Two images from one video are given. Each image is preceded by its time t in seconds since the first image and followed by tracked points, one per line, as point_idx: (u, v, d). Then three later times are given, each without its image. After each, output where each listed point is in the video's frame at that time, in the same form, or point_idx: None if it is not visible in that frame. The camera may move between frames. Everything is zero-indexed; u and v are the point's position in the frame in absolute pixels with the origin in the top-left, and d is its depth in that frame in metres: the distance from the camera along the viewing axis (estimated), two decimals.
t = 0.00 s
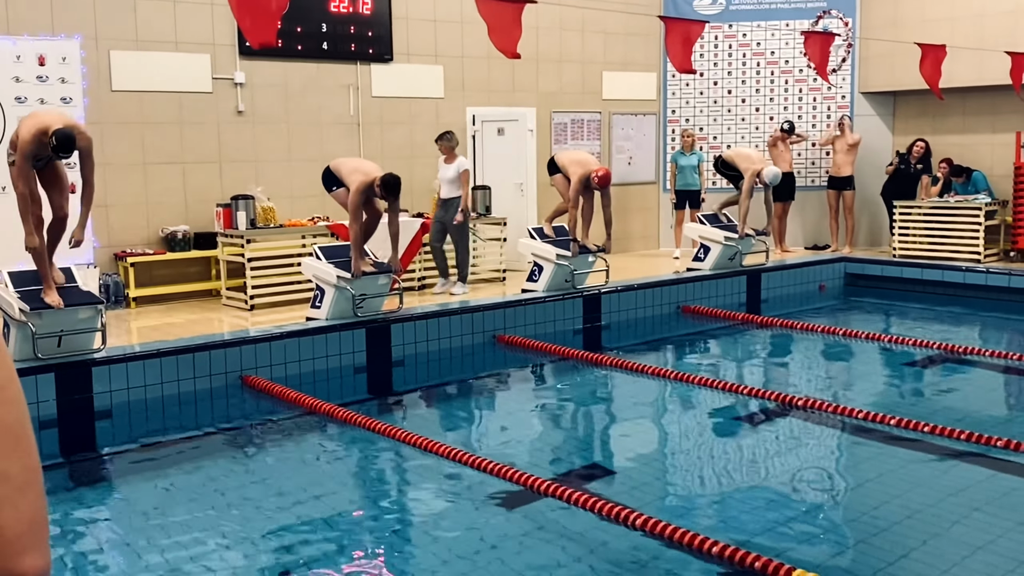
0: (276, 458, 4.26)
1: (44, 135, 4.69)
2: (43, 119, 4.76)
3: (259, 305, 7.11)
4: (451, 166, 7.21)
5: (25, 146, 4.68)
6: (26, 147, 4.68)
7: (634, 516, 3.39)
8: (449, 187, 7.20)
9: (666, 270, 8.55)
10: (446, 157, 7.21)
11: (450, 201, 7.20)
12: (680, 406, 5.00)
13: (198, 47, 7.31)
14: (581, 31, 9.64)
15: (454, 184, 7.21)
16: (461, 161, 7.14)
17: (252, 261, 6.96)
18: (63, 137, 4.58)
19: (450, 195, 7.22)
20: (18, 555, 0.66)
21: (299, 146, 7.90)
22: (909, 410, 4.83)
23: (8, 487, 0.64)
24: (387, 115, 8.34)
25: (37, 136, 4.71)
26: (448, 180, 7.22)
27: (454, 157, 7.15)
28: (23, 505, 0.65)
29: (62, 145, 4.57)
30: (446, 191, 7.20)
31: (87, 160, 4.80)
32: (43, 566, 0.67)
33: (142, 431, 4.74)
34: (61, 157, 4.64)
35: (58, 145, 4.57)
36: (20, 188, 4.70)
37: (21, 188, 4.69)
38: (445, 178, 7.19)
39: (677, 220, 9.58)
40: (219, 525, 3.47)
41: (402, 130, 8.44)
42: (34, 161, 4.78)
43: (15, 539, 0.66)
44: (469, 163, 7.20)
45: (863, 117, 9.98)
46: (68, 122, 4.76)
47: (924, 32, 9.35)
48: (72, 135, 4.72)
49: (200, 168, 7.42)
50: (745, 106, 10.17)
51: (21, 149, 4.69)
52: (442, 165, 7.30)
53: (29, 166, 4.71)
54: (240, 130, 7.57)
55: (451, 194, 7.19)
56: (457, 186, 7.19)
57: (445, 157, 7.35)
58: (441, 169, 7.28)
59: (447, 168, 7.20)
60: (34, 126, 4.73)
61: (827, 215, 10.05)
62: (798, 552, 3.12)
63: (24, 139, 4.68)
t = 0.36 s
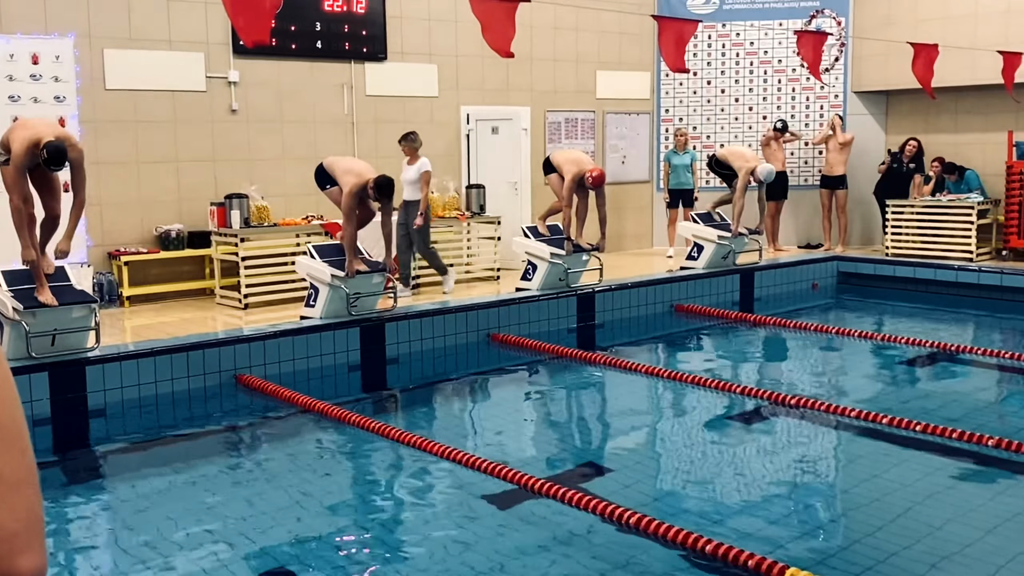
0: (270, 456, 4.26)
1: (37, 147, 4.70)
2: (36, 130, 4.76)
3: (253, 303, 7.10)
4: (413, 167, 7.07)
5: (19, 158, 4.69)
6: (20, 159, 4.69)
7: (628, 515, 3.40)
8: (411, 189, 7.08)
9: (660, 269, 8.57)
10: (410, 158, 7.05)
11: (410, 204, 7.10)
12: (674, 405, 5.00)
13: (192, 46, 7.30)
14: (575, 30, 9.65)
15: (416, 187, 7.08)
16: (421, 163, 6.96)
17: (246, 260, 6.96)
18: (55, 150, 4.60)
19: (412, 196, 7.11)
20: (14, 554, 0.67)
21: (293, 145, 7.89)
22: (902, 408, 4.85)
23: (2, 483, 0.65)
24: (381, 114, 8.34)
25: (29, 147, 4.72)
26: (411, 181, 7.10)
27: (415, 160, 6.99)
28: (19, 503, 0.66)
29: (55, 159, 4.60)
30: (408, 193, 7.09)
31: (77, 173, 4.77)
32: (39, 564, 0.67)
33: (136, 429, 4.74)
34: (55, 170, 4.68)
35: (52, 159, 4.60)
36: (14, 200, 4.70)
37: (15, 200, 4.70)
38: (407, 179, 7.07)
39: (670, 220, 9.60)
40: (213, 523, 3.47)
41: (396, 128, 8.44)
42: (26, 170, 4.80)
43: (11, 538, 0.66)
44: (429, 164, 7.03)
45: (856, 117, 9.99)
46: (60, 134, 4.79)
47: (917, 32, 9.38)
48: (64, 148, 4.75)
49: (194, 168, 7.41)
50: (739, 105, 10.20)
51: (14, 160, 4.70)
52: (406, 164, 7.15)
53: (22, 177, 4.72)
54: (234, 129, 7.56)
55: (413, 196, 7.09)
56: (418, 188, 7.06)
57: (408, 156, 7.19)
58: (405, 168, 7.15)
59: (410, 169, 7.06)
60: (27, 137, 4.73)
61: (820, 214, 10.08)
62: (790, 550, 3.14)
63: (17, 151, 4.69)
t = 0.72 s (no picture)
0: (266, 456, 4.26)
1: (35, 168, 4.68)
2: (33, 149, 4.73)
3: (249, 303, 7.09)
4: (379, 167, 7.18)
5: (15, 179, 4.66)
6: (17, 180, 4.66)
7: (625, 514, 3.40)
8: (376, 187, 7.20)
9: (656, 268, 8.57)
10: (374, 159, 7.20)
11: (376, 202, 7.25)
12: (670, 404, 5.01)
13: (188, 45, 7.29)
14: (571, 29, 9.65)
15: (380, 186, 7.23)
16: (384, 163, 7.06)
17: (242, 259, 6.95)
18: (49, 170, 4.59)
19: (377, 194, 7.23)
20: (17, 553, 0.66)
21: (289, 144, 7.89)
22: (897, 408, 4.86)
23: (7, 482, 0.65)
24: (377, 113, 8.33)
25: (27, 168, 4.69)
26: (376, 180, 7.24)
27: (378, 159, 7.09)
28: (19, 503, 0.66)
29: (51, 180, 4.59)
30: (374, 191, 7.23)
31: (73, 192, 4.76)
32: (43, 564, 0.67)
33: (132, 428, 4.73)
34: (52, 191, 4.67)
35: (48, 180, 4.59)
36: (13, 221, 4.68)
37: (14, 221, 4.68)
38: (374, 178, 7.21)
39: (667, 219, 9.60)
40: (209, 523, 3.47)
41: (392, 127, 8.44)
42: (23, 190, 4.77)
43: (14, 536, 0.66)
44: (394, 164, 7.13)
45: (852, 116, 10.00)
46: (56, 154, 4.77)
47: (913, 32, 9.39)
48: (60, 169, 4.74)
49: (190, 167, 7.40)
50: (735, 105, 10.20)
51: (12, 181, 4.66)
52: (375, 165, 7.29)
53: (20, 199, 4.69)
54: (230, 128, 7.55)
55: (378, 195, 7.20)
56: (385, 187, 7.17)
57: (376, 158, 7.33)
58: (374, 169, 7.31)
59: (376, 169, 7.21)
60: (24, 156, 4.70)
61: (815, 213, 10.09)
62: (786, 550, 3.14)
63: (15, 172, 4.66)
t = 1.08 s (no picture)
0: (264, 456, 4.26)
1: (37, 184, 4.69)
2: (35, 165, 4.74)
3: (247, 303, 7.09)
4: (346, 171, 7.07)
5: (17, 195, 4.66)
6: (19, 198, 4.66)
7: (623, 515, 3.41)
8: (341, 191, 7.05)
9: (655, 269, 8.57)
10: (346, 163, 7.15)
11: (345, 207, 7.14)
12: (668, 405, 5.01)
13: (187, 45, 7.29)
14: (571, 30, 9.66)
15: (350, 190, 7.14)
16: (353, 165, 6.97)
17: (240, 259, 6.95)
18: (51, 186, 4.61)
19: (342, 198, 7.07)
20: (22, 553, 0.67)
21: (288, 144, 7.88)
22: (896, 409, 4.87)
23: (11, 481, 0.65)
24: (376, 113, 8.34)
25: (29, 184, 4.70)
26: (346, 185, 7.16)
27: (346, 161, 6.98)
28: (24, 503, 0.66)
29: (51, 197, 4.62)
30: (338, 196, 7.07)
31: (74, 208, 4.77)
32: (48, 564, 0.68)
33: (131, 428, 4.73)
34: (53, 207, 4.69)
35: (49, 197, 4.61)
36: (14, 237, 4.66)
37: (15, 237, 4.66)
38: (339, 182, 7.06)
39: (665, 220, 9.60)
40: (208, 523, 3.47)
41: (391, 127, 8.44)
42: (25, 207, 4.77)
43: (19, 536, 0.66)
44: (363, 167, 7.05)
45: (849, 118, 10.03)
46: (58, 170, 4.78)
47: (912, 33, 9.39)
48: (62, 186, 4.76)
49: (189, 167, 7.40)
50: (734, 106, 10.20)
51: (14, 198, 4.67)
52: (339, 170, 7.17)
53: (22, 215, 4.68)
54: (229, 128, 7.55)
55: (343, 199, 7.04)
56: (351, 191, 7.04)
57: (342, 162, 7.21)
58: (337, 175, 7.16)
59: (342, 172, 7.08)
60: (27, 172, 4.71)
61: (814, 214, 10.10)
62: (785, 550, 3.14)
63: (16, 187, 4.67)
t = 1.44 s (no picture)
0: (264, 455, 4.26)
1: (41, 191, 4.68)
2: (37, 172, 4.73)
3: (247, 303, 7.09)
4: (306, 171, 6.75)
5: (20, 202, 4.66)
6: (22, 204, 4.66)
7: (624, 514, 3.40)
8: (303, 193, 6.74)
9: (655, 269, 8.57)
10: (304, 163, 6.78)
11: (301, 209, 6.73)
12: (668, 405, 5.01)
13: (188, 44, 7.29)
14: (571, 31, 9.66)
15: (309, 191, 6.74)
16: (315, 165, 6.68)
17: (240, 259, 6.95)
18: (55, 196, 4.62)
19: (304, 201, 6.75)
20: (22, 549, 0.66)
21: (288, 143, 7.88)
22: (896, 409, 4.87)
23: (12, 477, 0.65)
24: (376, 113, 8.33)
25: (32, 191, 4.70)
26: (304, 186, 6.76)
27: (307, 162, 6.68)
28: (24, 500, 0.66)
29: (55, 204, 4.64)
30: (300, 199, 6.75)
31: (76, 214, 4.77)
32: (47, 561, 0.67)
33: (131, 428, 4.73)
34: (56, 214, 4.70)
35: (53, 204, 4.62)
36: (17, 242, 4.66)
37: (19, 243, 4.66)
38: (300, 184, 6.74)
39: (666, 220, 9.60)
40: (207, 522, 3.47)
41: (391, 127, 8.44)
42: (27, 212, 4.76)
43: (19, 532, 0.66)
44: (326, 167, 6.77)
45: (850, 118, 10.02)
46: (61, 178, 4.78)
47: (912, 33, 9.38)
48: (65, 193, 4.75)
49: (189, 166, 7.40)
50: (735, 106, 10.20)
51: (17, 204, 4.66)
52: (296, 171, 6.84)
53: (25, 222, 4.68)
54: (229, 128, 7.55)
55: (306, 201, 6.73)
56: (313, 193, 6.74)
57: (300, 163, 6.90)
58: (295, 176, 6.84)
59: (302, 173, 6.77)
60: (29, 179, 4.70)
61: (814, 215, 10.10)
62: (785, 550, 3.14)
63: (20, 194, 4.67)
